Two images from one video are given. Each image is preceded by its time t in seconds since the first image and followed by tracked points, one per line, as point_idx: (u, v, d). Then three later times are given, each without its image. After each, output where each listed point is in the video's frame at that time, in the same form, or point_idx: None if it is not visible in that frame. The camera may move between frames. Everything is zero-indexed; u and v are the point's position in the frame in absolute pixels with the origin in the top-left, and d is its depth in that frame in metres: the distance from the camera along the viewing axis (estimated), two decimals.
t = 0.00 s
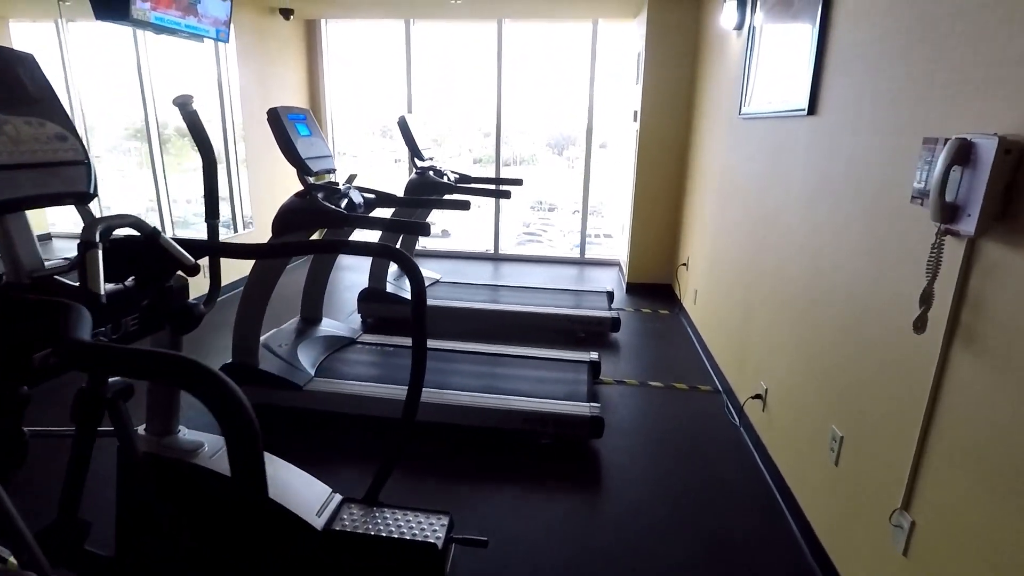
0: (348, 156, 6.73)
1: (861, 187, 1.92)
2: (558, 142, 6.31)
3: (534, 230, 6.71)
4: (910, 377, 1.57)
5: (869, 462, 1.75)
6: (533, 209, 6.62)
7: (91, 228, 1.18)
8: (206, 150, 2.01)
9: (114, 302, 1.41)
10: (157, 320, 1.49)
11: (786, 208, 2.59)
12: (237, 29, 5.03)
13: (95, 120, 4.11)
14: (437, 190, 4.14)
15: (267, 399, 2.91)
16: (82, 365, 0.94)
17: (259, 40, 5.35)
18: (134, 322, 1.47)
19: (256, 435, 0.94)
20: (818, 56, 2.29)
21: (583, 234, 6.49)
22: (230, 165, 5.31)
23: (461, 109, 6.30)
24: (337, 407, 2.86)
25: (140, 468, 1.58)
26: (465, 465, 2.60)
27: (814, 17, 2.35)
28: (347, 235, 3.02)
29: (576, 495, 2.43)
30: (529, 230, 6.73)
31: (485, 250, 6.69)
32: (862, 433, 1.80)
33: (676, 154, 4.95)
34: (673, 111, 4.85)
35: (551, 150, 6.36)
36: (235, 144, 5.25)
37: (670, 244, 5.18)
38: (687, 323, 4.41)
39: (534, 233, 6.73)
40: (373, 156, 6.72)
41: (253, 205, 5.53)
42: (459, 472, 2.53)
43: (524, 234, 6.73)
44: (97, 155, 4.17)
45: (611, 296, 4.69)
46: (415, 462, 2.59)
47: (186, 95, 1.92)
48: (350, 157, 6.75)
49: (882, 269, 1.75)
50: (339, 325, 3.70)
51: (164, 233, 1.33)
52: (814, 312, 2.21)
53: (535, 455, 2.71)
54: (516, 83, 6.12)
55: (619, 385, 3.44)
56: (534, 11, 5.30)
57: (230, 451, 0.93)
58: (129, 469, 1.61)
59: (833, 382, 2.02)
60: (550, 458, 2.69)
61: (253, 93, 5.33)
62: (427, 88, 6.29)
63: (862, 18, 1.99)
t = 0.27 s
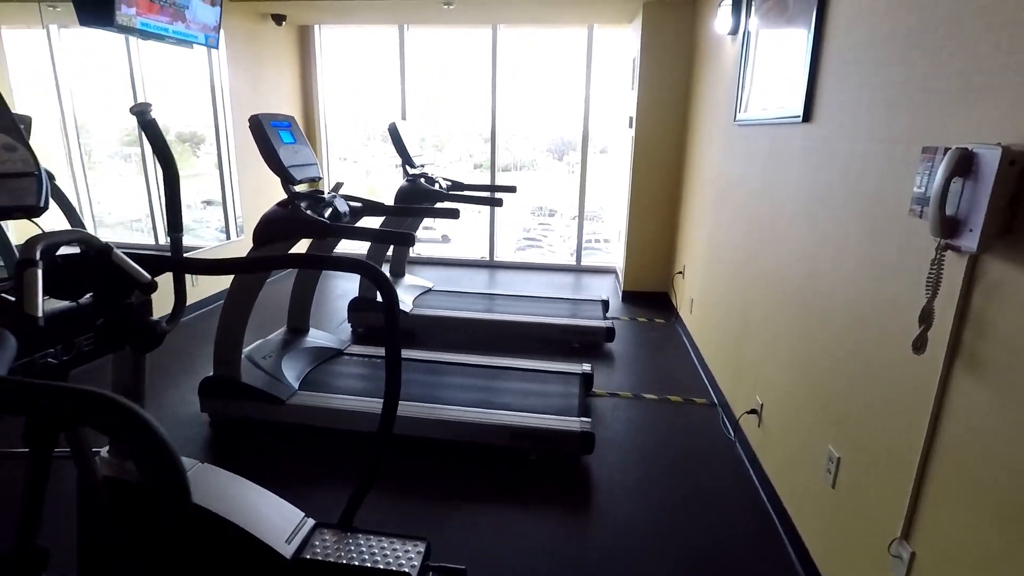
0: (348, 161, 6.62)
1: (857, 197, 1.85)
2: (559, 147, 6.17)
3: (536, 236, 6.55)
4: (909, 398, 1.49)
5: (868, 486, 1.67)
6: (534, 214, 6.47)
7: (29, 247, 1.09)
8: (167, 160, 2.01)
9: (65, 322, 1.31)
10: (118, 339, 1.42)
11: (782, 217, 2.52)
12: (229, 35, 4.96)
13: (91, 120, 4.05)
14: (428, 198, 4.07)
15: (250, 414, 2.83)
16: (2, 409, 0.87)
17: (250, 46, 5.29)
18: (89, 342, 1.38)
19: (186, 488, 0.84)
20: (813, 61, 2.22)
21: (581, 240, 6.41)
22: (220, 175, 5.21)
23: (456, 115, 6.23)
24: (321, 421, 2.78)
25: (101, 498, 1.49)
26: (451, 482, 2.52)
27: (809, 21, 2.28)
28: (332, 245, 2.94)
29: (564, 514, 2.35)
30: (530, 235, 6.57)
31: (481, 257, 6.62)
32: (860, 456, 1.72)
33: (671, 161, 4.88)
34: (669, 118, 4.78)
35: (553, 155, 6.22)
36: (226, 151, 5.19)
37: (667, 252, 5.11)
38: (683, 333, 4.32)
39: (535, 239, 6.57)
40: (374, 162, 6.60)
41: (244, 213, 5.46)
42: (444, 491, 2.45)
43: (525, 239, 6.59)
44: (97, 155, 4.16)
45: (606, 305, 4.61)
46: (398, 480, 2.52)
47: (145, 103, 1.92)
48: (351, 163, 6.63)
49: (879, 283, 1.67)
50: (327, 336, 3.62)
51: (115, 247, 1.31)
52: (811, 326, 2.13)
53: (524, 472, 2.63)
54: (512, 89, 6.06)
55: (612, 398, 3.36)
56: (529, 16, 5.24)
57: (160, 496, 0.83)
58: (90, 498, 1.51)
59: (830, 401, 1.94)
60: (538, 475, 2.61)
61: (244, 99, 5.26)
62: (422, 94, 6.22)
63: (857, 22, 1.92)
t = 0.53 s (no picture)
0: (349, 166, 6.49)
1: (854, 206, 1.77)
2: (560, 153, 6.09)
3: (536, 240, 6.45)
4: (909, 423, 1.41)
5: (867, 513, 1.58)
6: (534, 219, 6.37)
7: None
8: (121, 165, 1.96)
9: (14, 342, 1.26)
10: (71, 360, 1.35)
11: (777, 227, 2.44)
12: (218, 41, 4.91)
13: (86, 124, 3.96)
14: (419, 206, 4.00)
15: (230, 429, 2.76)
16: None
17: (242, 52, 5.24)
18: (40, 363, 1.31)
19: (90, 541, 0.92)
20: (808, 67, 2.15)
21: (579, 247, 6.34)
22: (210, 180, 5.15)
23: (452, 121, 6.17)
24: (304, 436, 2.71)
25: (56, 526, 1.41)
26: (435, 502, 2.44)
27: (804, 26, 2.21)
28: (316, 255, 2.87)
29: (551, 535, 2.27)
30: (532, 239, 6.47)
31: (476, 264, 6.56)
32: (859, 481, 1.63)
33: (667, 168, 4.82)
34: (665, 124, 4.72)
35: (553, 160, 6.12)
36: (217, 158, 5.13)
37: (663, 260, 5.03)
38: (679, 343, 4.24)
39: (536, 244, 6.47)
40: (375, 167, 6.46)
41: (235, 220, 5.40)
42: (427, 510, 2.38)
43: (525, 244, 6.50)
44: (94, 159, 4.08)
45: (601, 314, 4.53)
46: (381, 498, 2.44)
47: (95, 111, 1.88)
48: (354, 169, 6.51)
49: (877, 299, 1.60)
50: (315, 347, 3.54)
51: (61, 264, 1.23)
52: (807, 341, 2.05)
53: (511, 490, 2.55)
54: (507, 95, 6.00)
55: (604, 411, 3.28)
56: (523, 22, 5.19)
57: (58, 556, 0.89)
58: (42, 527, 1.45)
59: (827, 421, 1.85)
60: (525, 493, 2.53)
61: (236, 106, 5.21)
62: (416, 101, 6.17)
63: (852, 27, 1.85)
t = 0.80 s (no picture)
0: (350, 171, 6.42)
1: (853, 214, 1.70)
2: (561, 158, 6.00)
3: (537, 245, 6.37)
4: (912, 443, 1.33)
5: (869, 538, 1.50)
6: (535, 224, 6.30)
7: None
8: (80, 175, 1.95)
9: None
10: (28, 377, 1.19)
11: (775, 234, 2.37)
12: (210, 46, 4.85)
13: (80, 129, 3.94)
14: (411, 213, 3.93)
15: (213, 442, 2.68)
16: None
17: (235, 58, 5.19)
18: None
19: None
20: (806, 70, 2.08)
21: (578, 252, 6.27)
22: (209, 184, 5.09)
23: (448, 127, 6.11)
24: (289, 450, 2.63)
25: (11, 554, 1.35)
26: (423, 520, 2.36)
27: (801, 28, 2.15)
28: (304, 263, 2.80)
29: (540, 554, 2.19)
30: (532, 245, 6.39)
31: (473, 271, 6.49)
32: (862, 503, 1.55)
33: (664, 174, 4.75)
34: (663, 129, 4.65)
35: (554, 165, 6.04)
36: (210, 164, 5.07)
37: (661, 267, 4.96)
38: (677, 351, 4.15)
39: (536, 249, 6.39)
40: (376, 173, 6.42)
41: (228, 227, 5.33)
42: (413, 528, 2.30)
43: (526, 249, 6.43)
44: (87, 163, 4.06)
45: (598, 322, 4.46)
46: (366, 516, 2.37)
47: (49, 117, 1.88)
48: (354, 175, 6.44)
49: (878, 312, 1.52)
50: (305, 356, 3.46)
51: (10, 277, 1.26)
52: (806, 354, 1.97)
53: (501, 506, 2.47)
54: (503, 100, 5.95)
55: (599, 422, 3.20)
56: (518, 26, 5.14)
57: None
58: None
59: (828, 437, 1.77)
60: (515, 510, 2.45)
61: (229, 111, 5.16)
62: (412, 106, 6.11)
63: (850, 28, 1.78)
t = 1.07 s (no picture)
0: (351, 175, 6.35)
1: (861, 221, 1.61)
2: (561, 162, 5.93)
3: (537, 250, 6.30)
4: (924, 466, 1.24)
5: (877, 566, 1.41)
6: (536, 228, 6.22)
7: None
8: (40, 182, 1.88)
9: None
10: None
11: (777, 241, 2.28)
12: (204, 48, 4.79)
13: (76, 131, 3.92)
14: (406, 218, 3.86)
15: (197, 454, 2.61)
16: None
17: (231, 60, 5.12)
18: None
19: None
20: (809, 71, 2.01)
21: (578, 256, 6.19)
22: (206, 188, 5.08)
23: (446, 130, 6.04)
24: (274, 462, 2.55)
25: None
26: (410, 537, 2.27)
27: (804, 28, 2.07)
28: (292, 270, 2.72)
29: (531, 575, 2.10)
30: (533, 249, 6.32)
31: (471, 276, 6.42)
32: (869, 527, 1.46)
33: (664, 178, 4.67)
34: (663, 133, 4.58)
35: (556, 169, 5.97)
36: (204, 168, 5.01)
37: (662, 273, 4.88)
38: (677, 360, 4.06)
39: (537, 253, 6.32)
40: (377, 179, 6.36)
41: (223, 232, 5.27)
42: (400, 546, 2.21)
43: (527, 253, 6.35)
44: (86, 165, 4.06)
45: (597, 329, 4.37)
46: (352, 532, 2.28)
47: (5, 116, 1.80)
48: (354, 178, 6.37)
49: (886, 325, 1.43)
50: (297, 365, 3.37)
51: None
52: (810, 367, 1.88)
53: (492, 522, 2.38)
54: (502, 104, 5.89)
55: (597, 433, 3.12)
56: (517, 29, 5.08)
57: None
58: None
59: (833, 455, 1.68)
60: (507, 526, 2.36)
61: (225, 115, 5.09)
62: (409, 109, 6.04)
63: (855, 27, 1.70)
